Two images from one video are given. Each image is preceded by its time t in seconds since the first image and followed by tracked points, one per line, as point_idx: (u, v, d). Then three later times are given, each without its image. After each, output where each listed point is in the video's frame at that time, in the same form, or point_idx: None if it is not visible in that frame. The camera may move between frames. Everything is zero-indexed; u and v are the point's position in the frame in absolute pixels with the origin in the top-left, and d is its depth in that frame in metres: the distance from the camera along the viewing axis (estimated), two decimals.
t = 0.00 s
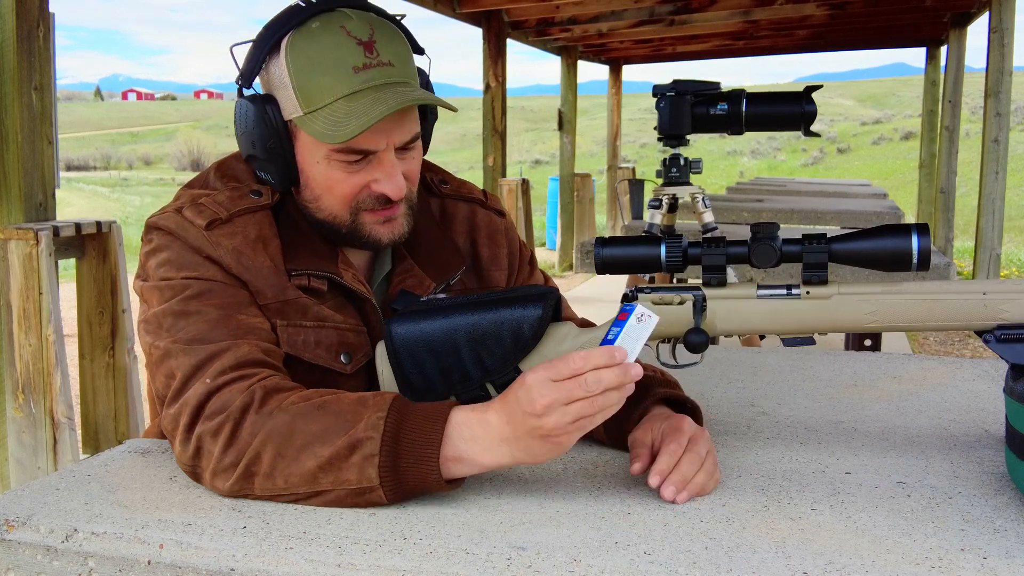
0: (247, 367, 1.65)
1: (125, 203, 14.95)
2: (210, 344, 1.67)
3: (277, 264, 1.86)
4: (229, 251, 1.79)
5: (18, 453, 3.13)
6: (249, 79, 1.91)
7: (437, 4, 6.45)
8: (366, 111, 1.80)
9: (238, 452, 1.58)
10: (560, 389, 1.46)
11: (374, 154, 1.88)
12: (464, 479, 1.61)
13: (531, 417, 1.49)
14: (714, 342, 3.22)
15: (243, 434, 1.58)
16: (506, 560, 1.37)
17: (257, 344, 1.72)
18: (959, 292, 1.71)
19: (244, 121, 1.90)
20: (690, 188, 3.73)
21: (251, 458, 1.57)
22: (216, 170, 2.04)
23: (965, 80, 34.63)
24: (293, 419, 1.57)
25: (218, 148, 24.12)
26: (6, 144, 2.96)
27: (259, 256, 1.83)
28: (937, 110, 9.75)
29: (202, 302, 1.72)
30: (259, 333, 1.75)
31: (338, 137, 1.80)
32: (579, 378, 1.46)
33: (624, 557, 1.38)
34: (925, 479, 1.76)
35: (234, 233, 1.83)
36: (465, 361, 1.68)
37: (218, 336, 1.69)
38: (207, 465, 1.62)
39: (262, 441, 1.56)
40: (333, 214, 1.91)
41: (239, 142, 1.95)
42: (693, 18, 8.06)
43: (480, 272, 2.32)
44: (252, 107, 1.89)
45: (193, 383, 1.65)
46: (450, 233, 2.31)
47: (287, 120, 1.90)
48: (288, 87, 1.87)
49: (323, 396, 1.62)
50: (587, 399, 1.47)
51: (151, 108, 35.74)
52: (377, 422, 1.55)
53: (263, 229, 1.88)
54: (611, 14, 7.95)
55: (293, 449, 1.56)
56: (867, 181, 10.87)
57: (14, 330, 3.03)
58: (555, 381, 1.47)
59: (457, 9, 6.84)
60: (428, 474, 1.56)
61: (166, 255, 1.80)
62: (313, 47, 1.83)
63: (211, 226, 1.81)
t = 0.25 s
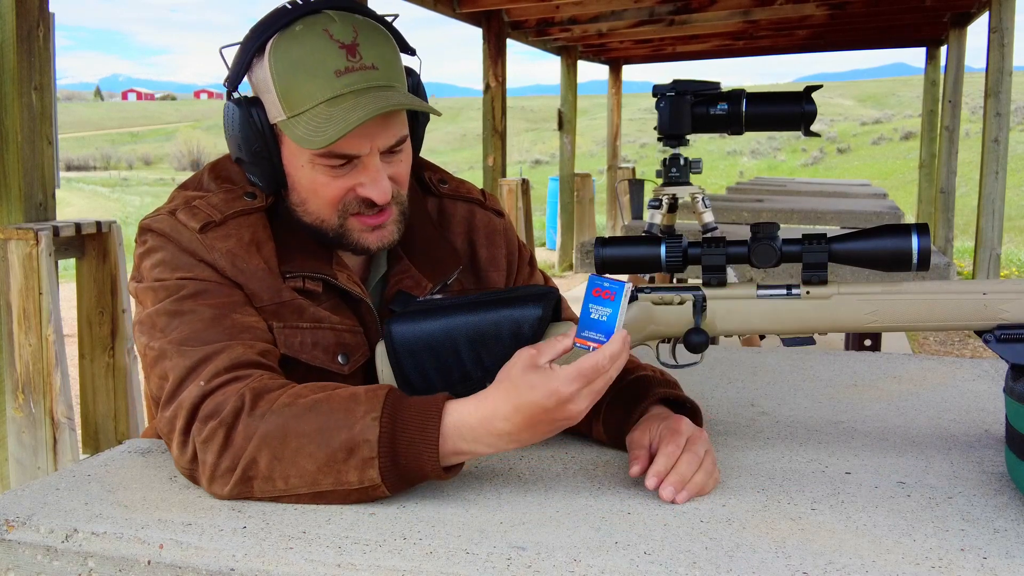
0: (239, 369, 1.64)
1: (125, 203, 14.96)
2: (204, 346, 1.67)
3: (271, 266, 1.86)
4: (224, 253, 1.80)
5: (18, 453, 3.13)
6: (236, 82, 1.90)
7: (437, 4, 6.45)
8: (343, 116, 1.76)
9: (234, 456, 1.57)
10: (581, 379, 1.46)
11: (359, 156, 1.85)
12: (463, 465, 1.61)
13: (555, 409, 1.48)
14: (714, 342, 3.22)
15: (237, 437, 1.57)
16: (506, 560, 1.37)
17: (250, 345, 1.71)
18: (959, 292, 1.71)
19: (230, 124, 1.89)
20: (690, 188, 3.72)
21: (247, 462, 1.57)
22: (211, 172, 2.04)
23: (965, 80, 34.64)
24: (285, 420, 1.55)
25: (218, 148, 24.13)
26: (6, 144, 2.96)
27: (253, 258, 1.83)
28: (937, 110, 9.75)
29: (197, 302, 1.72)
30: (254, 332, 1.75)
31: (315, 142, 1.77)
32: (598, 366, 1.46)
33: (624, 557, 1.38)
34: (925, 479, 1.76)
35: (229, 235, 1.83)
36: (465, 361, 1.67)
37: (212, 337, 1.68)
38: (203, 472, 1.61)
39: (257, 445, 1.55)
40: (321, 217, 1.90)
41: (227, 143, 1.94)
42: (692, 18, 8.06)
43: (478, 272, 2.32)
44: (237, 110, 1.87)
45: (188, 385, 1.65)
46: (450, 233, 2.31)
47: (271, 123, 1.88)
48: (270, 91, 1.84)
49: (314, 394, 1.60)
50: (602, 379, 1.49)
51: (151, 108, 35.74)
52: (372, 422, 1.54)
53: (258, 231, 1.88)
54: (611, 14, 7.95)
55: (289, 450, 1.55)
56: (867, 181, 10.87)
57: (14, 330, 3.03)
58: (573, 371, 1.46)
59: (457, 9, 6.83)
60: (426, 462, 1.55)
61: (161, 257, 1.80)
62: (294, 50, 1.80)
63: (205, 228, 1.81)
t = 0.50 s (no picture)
0: (238, 370, 1.64)
1: (125, 203, 14.96)
2: (203, 347, 1.67)
3: (269, 267, 1.86)
4: (221, 254, 1.80)
5: (18, 453, 3.13)
6: (231, 85, 1.89)
7: (437, 4, 6.44)
8: (340, 122, 1.76)
9: (233, 457, 1.57)
10: (577, 377, 1.45)
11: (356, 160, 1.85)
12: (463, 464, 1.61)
13: (550, 407, 1.47)
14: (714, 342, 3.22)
15: (236, 438, 1.57)
16: (507, 560, 1.37)
17: (248, 347, 1.71)
18: (959, 292, 1.71)
19: (225, 127, 1.88)
20: (690, 188, 3.72)
21: (246, 463, 1.56)
22: (208, 172, 2.04)
23: (965, 80, 34.64)
24: (284, 421, 1.55)
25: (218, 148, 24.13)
26: (6, 144, 2.96)
27: (251, 259, 1.83)
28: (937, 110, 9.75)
29: (195, 303, 1.72)
30: (252, 333, 1.75)
31: (311, 148, 1.77)
32: (594, 364, 1.45)
33: (624, 557, 1.38)
34: (925, 479, 1.76)
35: (227, 236, 1.83)
36: (465, 361, 1.68)
37: (211, 338, 1.68)
38: (202, 473, 1.61)
39: (257, 445, 1.55)
40: (317, 221, 1.90)
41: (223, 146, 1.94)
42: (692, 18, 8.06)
43: (477, 272, 2.33)
44: (232, 114, 1.86)
45: (187, 386, 1.65)
46: (449, 232, 2.31)
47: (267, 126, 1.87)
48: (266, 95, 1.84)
49: (313, 394, 1.60)
50: (599, 378, 1.47)
51: (150, 108, 35.75)
52: (371, 421, 1.54)
53: (255, 232, 1.88)
54: (610, 14, 7.95)
55: (288, 450, 1.55)
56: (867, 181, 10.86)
57: (14, 330, 3.03)
58: (569, 369, 1.45)
59: (457, 9, 6.84)
60: (425, 463, 1.55)
61: (159, 258, 1.80)
62: (290, 54, 1.79)
63: (203, 229, 1.81)
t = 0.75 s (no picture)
0: (238, 370, 1.64)
1: (124, 203, 14.96)
2: (203, 347, 1.67)
3: (269, 268, 1.86)
4: (221, 256, 1.80)
5: (18, 453, 3.13)
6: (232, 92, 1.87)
7: (437, 4, 6.45)
8: (341, 133, 1.76)
9: (233, 457, 1.57)
10: (577, 377, 1.45)
11: (358, 171, 1.85)
12: (463, 464, 1.61)
13: (550, 407, 1.47)
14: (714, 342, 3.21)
15: (236, 438, 1.57)
16: (507, 560, 1.37)
17: (249, 347, 1.71)
18: (959, 292, 1.71)
19: (226, 134, 1.88)
20: (690, 188, 3.72)
21: (246, 463, 1.56)
22: (208, 174, 2.05)
23: (965, 80, 34.64)
24: (284, 420, 1.55)
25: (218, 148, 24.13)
26: (6, 144, 2.96)
27: (251, 260, 1.83)
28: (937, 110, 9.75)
29: (195, 303, 1.72)
30: (253, 333, 1.75)
31: (312, 158, 1.77)
32: (594, 364, 1.44)
33: (625, 557, 1.38)
34: (925, 479, 1.76)
35: (227, 237, 1.83)
36: (465, 361, 1.68)
37: (212, 338, 1.68)
38: (202, 473, 1.61)
39: (257, 445, 1.55)
40: (317, 230, 1.90)
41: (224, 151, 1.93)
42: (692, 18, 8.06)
43: (478, 272, 2.32)
44: (233, 122, 1.86)
45: (187, 387, 1.65)
46: (449, 232, 2.31)
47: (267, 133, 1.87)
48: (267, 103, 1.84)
49: (313, 395, 1.60)
50: (599, 378, 1.47)
51: (150, 108, 35.75)
52: (371, 421, 1.54)
53: (255, 234, 1.88)
54: (610, 14, 7.95)
55: (289, 450, 1.55)
56: (867, 181, 10.86)
57: (14, 330, 3.03)
58: (569, 369, 1.45)
59: (457, 9, 6.84)
60: (425, 464, 1.55)
61: (159, 258, 1.80)
62: (292, 63, 1.79)
63: (202, 230, 1.81)
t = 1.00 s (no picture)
0: (238, 371, 1.64)
1: (124, 203, 14.96)
2: (204, 347, 1.67)
3: (269, 268, 1.86)
4: (222, 255, 1.80)
5: (18, 454, 3.13)
6: (230, 89, 1.88)
7: (437, 4, 6.45)
8: (335, 125, 1.76)
9: (233, 457, 1.57)
10: (578, 378, 1.45)
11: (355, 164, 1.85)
12: (463, 464, 1.61)
13: (550, 407, 1.47)
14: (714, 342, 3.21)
15: (236, 438, 1.57)
16: (507, 560, 1.37)
17: (250, 347, 1.71)
18: (959, 292, 1.71)
19: (225, 132, 1.88)
20: (690, 188, 3.72)
21: (246, 464, 1.56)
22: (209, 173, 2.05)
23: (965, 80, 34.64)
24: (284, 420, 1.55)
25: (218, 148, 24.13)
26: (6, 144, 2.96)
27: (252, 260, 1.83)
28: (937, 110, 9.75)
29: (196, 303, 1.72)
30: (253, 333, 1.74)
31: (307, 150, 1.77)
32: (594, 364, 1.44)
33: (625, 557, 1.38)
34: (925, 479, 1.75)
35: (227, 237, 1.83)
36: (465, 360, 1.68)
37: (212, 338, 1.68)
38: (202, 473, 1.61)
39: (257, 446, 1.55)
40: (317, 225, 1.89)
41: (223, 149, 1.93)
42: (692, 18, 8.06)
43: (478, 273, 2.32)
44: (231, 119, 1.86)
45: (187, 387, 1.65)
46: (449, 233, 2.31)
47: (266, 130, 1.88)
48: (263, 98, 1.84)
49: (313, 395, 1.60)
50: (599, 379, 1.47)
51: (150, 108, 35.76)
52: (371, 421, 1.54)
53: (256, 233, 1.88)
54: (610, 14, 7.95)
55: (289, 451, 1.55)
56: (867, 181, 10.86)
57: (14, 330, 3.03)
58: (569, 370, 1.45)
59: (457, 9, 6.84)
60: (425, 464, 1.55)
61: (160, 258, 1.80)
62: (287, 57, 1.79)
63: (203, 230, 1.81)
